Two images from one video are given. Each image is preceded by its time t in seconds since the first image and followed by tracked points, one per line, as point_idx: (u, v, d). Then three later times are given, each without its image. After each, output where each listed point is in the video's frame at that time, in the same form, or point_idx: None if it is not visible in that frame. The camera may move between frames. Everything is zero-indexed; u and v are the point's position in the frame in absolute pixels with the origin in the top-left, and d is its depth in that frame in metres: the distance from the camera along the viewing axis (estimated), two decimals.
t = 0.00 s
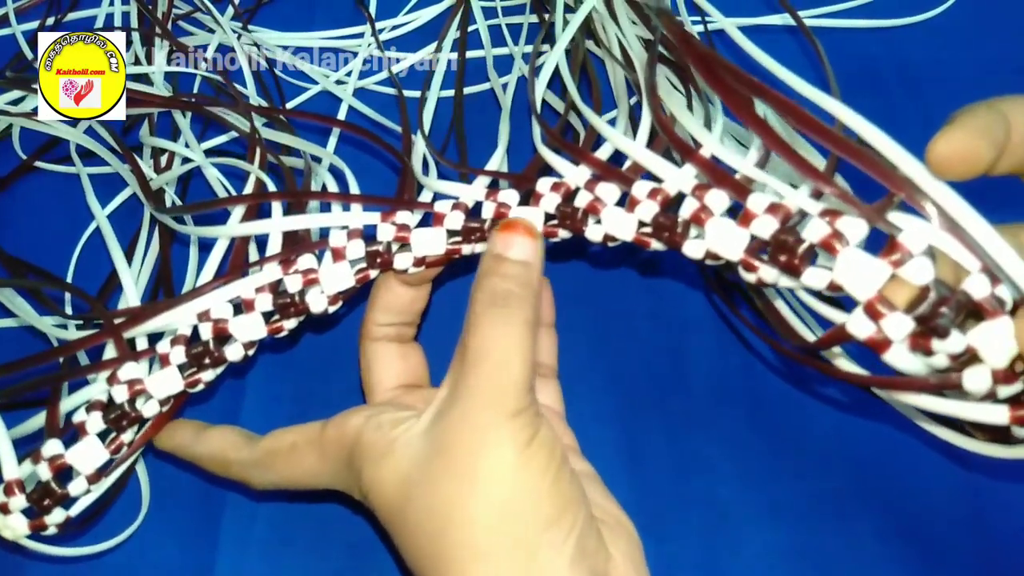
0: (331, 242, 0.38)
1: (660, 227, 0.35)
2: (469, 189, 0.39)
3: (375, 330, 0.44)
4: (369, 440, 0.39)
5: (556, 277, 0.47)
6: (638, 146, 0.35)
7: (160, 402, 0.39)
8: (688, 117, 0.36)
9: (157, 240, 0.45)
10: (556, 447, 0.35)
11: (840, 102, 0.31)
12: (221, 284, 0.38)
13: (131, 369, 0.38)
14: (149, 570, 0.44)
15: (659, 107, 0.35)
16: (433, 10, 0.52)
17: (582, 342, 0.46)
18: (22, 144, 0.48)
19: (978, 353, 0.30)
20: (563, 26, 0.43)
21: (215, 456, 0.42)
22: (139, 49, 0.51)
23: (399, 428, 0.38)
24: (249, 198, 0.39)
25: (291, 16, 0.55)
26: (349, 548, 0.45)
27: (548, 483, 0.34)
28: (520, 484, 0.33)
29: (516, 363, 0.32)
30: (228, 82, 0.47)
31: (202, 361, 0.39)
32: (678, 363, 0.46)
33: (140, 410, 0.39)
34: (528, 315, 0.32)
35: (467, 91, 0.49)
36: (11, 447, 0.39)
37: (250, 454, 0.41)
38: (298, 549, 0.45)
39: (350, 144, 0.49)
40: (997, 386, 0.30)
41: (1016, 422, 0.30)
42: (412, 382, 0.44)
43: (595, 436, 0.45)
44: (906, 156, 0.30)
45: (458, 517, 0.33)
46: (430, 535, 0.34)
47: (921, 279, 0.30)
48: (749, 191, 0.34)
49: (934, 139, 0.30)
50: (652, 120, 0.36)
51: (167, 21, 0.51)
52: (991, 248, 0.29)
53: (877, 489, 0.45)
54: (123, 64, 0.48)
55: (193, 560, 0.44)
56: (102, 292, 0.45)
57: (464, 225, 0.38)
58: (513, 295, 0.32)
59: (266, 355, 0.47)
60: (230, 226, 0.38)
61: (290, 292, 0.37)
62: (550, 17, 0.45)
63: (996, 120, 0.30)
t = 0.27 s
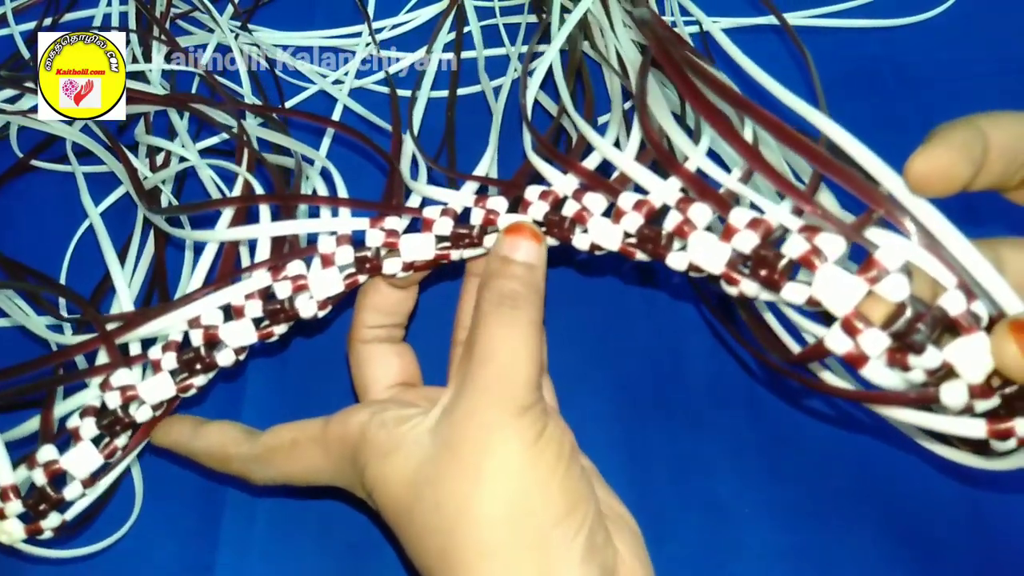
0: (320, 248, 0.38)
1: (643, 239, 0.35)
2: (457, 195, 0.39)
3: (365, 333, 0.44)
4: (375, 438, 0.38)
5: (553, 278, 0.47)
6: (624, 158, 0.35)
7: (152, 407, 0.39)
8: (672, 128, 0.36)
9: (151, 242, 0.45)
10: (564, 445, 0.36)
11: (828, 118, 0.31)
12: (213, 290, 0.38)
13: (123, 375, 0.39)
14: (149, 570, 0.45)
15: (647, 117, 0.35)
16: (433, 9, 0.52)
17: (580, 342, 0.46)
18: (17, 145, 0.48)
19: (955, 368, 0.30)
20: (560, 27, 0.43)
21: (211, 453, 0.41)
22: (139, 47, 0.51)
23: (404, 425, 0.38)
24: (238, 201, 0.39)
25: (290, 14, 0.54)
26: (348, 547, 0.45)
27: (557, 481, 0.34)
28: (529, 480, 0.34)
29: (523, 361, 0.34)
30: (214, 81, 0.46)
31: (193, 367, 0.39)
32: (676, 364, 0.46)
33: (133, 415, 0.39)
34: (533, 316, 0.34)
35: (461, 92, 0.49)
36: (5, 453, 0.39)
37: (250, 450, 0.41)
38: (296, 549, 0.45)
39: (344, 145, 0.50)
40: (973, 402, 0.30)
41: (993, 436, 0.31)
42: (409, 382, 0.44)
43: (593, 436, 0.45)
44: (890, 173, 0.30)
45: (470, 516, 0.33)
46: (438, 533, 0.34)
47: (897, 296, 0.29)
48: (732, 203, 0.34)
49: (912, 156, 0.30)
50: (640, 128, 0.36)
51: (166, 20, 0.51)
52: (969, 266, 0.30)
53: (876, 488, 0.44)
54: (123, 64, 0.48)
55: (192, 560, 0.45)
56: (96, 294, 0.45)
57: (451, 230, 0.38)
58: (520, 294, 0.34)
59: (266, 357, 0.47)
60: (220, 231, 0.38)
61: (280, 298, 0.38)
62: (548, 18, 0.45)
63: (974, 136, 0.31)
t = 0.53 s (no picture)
0: (316, 245, 0.38)
1: (640, 237, 0.35)
2: (454, 192, 0.38)
3: (363, 332, 0.44)
4: (380, 440, 0.38)
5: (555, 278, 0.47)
6: (622, 156, 0.35)
7: (150, 404, 0.39)
8: (668, 126, 0.36)
9: (150, 241, 0.45)
10: (570, 450, 0.35)
11: (823, 113, 0.31)
12: (209, 288, 0.38)
13: (121, 374, 0.39)
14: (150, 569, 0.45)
15: (644, 116, 0.35)
16: (433, 8, 0.52)
17: (580, 341, 0.46)
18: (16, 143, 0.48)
19: (952, 364, 0.30)
20: (557, 26, 0.43)
21: (213, 448, 0.41)
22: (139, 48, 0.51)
23: (410, 426, 0.38)
24: (235, 198, 0.39)
25: (290, 13, 0.54)
26: (350, 546, 0.45)
27: (564, 488, 0.34)
28: (536, 489, 0.34)
29: (529, 365, 0.33)
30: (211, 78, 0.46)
31: (191, 364, 0.39)
32: (676, 363, 0.46)
33: (131, 413, 0.39)
34: (540, 316, 0.33)
35: (460, 92, 0.49)
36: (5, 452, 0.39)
37: (250, 446, 0.40)
38: (298, 548, 0.45)
39: (343, 144, 0.50)
40: (969, 397, 0.30)
41: (989, 432, 0.31)
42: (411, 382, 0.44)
43: (594, 435, 0.45)
44: (885, 166, 0.30)
45: (476, 522, 0.33)
46: (444, 539, 0.34)
47: (894, 291, 0.30)
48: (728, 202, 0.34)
49: (908, 152, 0.30)
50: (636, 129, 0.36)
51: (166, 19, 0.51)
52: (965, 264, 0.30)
53: (877, 487, 0.44)
54: (123, 64, 0.48)
55: (193, 559, 0.45)
56: (96, 293, 0.44)
57: (447, 229, 0.38)
58: (527, 295, 0.33)
59: (266, 356, 0.47)
60: (216, 229, 0.38)
61: (275, 296, 0.38)
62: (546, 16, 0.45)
63: (964, 136, 0.30)
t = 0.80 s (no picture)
0: (310, 244, 0.38)
1: (637, 239, 0.35)
2: (451, 192, 0.38)
3: (355, 332, 0.43)
4: (382, 439, 0.38)
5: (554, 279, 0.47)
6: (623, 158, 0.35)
7: (148, 405, 0.39)
8: (666, 128, 0.36)
9: (148, 241, 0.45)
10: (575, 448, 0.36)
11: (818, 117, 0.31)
12: (204, 288, 0.38)
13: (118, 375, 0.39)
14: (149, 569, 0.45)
15: (642, 117, 0.35)
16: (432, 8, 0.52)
17: (579, 342, 0.46)
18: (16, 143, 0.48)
19: (946, 370, 0.30)
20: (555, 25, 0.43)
21: (209, 445, 0.41)
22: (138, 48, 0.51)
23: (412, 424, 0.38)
24: (229, 195, 0.39)
25: (290, 14, 0.54)
26: (349, 546, 0.45)
27: (573, 487, 0.34)
28: (541, 489, 0.34)
29: (537, 366, 0.33)
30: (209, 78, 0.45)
31: (188, 363, 0.39)
32: (676, 364, 0.46)
33: (129, 414, 0.39)
34: (546, 317, 0.33)
35: (459, 92, 0.49)
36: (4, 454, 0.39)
37: (247, 442, 0.40)
38: (297, 547, 0.45)
39: (341, 144, 0.50)
40: (963, 404, 0.30)
41: (983, 438, 0.31)
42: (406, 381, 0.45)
43: (593, 435, 0.45)
44: (880, 172, 0.30)
45: (483, 523, 0.34)
46: (450, 539, 0.34)
47: (888, 298, 0.30)
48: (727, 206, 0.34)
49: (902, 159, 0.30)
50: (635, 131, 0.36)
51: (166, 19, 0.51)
52: (962, 270, 0.30)
53: (876, 487, 0.44)
54: (123, 64, 0.48)
55: (193, 559, 0.45)
56: (94, 292, 0.45)
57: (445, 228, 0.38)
58: (534, 295, 0.33)
59: (266, 356, 0.47)
60: (211, 227, 0.38)
61: (269, 294, 0.38)
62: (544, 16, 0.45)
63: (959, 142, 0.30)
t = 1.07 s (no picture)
0: (308, 245, 0.38)
1: (630, 239, 0.35)
2: (446, 190, 0.38)
3: (359, 334, 0.43)
4: (398, 441, 0.37)
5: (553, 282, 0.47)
6: (616, 156, 0.35)
7: (153, 409, 0.40)
8: (663, 128, 0.36)
9: (150, 245, 0.45)
10: (594, 461, 0.35)
11: (813, 117, 0.31)
12: (204, 292, 0.38)
13: (123, 381, 0.39)
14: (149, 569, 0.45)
15: (637, 116, 0.35)
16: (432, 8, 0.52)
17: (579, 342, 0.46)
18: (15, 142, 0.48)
19: (937, 371, 0.30)
20: (554, 24, 0.43)
21: (219, 439, 0.40)
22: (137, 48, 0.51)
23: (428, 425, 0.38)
24: (229, 198, 0.39)
25: (289, 14, 0.54)
26: (350, 546, 0.45)
27: (592, 503, 0.34)
28: (561, 504, 0.33)
29: (560, 376, 0.32)
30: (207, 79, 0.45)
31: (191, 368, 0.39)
32: (675, 364, 0.46)
33: (134, 419, 0.40)
34: (571, 325, 0.32)
35: (458, 93, 0.49)
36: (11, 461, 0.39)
37: (260, 436, 0.40)
38: (300, 547, 0.45)
39: (341, 145, 0.50)
40: (955, 405, 0.31)
41: (973, 439, 0.31)
42: (412, 381, 0.44)
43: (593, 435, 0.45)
44: (871, 171, 0.30)
45: (500, 534, 0.33)
46: (466, 549, 0.34)
47: (879, 299, 0.30)
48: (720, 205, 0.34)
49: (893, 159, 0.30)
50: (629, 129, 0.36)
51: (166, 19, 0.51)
52: (952, 270, 0.30)
53: (877, 487, 0.44)
54: (123, 64, 0.48)
55: (194, 560, 0.45)
56: (95, 295, 0.44)
57: (440, 227, 0.38)
58: (559, 302, 0.31)
59: (266, 358, 0.47)
60: (210, 231, 0.38)
61: (268, 297, 0.38)
62: (542, 15, 0.45)
63: (951, 141, 0.30)
